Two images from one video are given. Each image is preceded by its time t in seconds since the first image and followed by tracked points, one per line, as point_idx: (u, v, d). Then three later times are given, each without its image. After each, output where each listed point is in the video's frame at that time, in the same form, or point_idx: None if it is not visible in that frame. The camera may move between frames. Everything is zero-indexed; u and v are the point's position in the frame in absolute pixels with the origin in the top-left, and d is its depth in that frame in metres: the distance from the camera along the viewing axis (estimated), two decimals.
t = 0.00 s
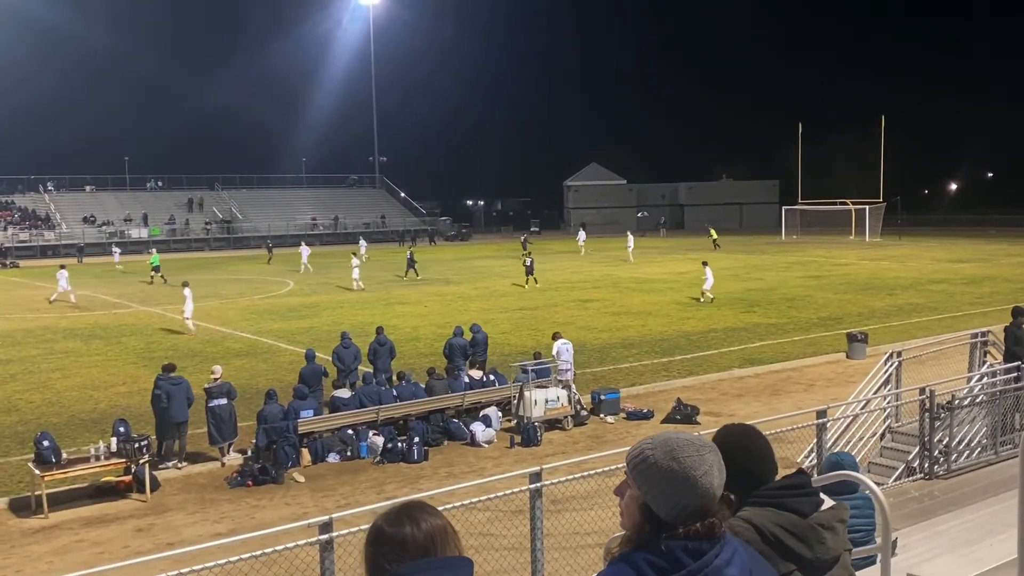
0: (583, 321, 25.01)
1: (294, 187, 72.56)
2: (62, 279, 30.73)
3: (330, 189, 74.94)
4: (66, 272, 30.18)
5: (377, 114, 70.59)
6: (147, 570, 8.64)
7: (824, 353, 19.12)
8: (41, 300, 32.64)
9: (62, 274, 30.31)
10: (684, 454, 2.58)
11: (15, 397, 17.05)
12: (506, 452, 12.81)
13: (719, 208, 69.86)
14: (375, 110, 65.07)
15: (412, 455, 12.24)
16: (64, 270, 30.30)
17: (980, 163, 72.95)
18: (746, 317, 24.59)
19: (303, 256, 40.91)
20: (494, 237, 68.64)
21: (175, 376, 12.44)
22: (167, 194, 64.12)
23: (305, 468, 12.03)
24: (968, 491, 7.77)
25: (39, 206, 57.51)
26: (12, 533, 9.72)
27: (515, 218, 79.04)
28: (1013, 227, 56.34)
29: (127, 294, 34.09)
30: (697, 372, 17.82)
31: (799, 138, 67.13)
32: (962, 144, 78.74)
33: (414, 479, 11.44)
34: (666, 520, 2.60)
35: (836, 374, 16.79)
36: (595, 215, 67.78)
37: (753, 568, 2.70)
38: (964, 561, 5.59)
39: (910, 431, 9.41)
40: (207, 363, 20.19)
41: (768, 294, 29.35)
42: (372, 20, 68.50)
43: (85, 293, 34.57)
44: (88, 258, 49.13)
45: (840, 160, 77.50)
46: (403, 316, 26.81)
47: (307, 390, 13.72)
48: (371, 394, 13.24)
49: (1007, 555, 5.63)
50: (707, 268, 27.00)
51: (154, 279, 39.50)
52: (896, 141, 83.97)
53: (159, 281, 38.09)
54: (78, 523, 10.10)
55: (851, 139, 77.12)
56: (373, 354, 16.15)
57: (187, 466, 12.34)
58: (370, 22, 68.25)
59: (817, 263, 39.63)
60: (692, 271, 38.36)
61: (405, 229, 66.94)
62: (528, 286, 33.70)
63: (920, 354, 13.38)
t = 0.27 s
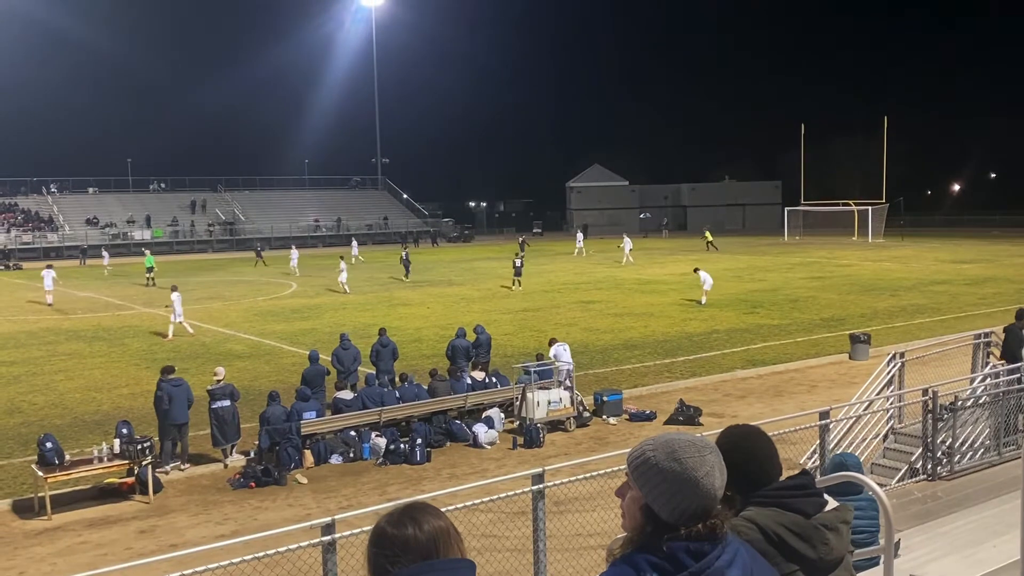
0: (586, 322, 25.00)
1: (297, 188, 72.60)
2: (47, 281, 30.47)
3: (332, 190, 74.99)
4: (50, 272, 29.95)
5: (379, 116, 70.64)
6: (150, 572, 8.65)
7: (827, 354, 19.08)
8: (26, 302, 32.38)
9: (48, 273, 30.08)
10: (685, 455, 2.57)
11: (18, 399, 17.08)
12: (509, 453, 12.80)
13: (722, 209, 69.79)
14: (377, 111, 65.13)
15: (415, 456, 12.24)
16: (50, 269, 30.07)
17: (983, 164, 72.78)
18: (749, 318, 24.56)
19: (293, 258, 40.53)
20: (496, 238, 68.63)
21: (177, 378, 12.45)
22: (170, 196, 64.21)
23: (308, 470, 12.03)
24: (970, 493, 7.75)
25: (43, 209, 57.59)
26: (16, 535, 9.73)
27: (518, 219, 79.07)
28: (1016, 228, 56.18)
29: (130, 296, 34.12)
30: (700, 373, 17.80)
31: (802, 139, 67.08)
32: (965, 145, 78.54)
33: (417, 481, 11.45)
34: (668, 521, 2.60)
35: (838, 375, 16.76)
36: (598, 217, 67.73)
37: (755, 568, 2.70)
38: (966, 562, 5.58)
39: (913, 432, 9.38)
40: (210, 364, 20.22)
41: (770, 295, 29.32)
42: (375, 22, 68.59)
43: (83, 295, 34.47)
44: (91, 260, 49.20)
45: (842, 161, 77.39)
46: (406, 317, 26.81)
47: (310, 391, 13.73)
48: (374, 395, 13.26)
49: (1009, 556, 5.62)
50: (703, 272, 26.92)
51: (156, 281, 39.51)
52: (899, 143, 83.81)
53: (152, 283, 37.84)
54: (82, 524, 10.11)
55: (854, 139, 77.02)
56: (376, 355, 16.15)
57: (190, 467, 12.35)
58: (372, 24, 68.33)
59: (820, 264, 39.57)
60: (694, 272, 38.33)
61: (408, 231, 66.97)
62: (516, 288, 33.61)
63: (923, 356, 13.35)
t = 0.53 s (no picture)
0: (589, 323, 24.99)
1: (301, 190, 72.75)
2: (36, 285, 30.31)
3: (336, 192, 75.10)
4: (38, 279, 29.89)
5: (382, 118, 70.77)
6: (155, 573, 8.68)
7: (831, 355, 19.06)
8: (13, 305, 32.21)
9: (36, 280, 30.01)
10: (687, 457, 2.57)
11: (22, 400, 17.13)
12: (513, 454, 12.81)
13: (725, 210, 69.73)
14: (380, 113, 65.23)
15: (418, 458, 12.25)
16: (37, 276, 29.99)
17: (987, 164, 72.60)
18: (753, 319, 24.53)
19: (284, 260, 40.25)
20: (500, 239, 68.64)
21: (178, 380, 12.46)
22: (174, 198, 64.35)
23: (312, 471, 12.05)
24: (975, 494, 7.73)
25: (47, 211, 57.74)
26: (21, 536, 9.76)
27: (522, 221, 79.14)
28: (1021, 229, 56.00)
29: (134, 297, 34.20)
30: (703, 374, 17.79)
31: (805, 140, 67.05)
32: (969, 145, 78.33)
33: (421, 482, 11.46)
34: (674, 522, 2.60)
35: (842, 376, 16.73)
36: (601, 218, 67.71)
37: (758, 569, 2.70)
38: (970, 563, 5.57)
39: (917, 433, 9.36)
40: (214, 366, 20.26)
41: (774, 296, 29.28)
42: (378, 24, 68.67)
43: (84, 297, 34.49)
44: (95, 262, 49.33)
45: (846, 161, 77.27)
46: (409, 319, 26.84)
47: (314, 393, 13.75)
48: (378, 397, 13.27)
49: (1014, 557, 5.61)
50: (702, 279, 26.65)
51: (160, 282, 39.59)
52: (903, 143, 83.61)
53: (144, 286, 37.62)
54: (86, 526, 10.13)
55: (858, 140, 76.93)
56: (379, 356, 16.16)
57: (194, 469, 12.37)
58: (376, 26, 68.42)
59: (823, 265, 39.54)
60: (698, 273, 38.30)
61: (411, 232, 66.99)
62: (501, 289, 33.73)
63: (927, 357, 13.32)
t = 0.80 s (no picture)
0: (594, 324, 25.00)
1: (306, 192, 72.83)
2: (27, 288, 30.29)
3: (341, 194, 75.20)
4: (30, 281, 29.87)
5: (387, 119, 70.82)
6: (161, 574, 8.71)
7: (836, 356, 19.04)
8: (6, 308, 32.11)
9: (27, 283, 29.99)
10: (692, 459, 2.57)
11: (28, 402, 17.20)
12: (518, 455, 12.82)
13: (730, 211, 69.67)
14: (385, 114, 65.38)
15: (423, 459, 12.26)
16: (29, 278, 29.96)
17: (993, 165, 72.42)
18: (758, 320, 24.51)
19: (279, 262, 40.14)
20: (504, 241, 68.70)
21: (182, 381, 12.46)
22: (179, 200, 64.52)
23: (317, 473, 12.08)
24: (981, 495, 7.71)
25: (52, 213, 57.92)
26: (26, 538, 9.79)
27: (526, 222, 79.19)
28: None
29: (139, 299, 34.30)
30: (708, 375, 17.78)
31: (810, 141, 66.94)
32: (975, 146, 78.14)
33: (426, 484, 11.47)
34: (679, 524, 2.61)
35: (848, 377, 16.72)
36: (606, 219, 67.71)
37: (764, 571, 2.70)
38: (977, 565, 5.55)
39: (923, 434, 9.34)
40: (219, 368, 20.32)
41: (779, 297, 29.26)
42: (382, 25, 68.87)
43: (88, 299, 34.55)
44: (100, 264, 49.46)
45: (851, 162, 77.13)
46: (414, 320, 26.85)
47: (319, 394, 13.77)
48: (382, 398, 13.28)
49: (1020, 559, 5.59)
50: (707, 283, 26.65)
51: (166, 284, 39.70)
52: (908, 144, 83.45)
53: (139, 288, 37.49)
54: (91, 527, 10.17)
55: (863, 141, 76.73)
56: (384, 358, 16.17)
57: (199, 470, 12.39)
58: (380, 28, 68.62)
59: (828, 266, 39.44)
60: (702, 274, 38.30)
61: (416, 233, 67.06)
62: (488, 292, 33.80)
63: (932, 358, 13.30)
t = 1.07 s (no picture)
0: (600, 326, 25.00)
1: (312, 193, 73.01)
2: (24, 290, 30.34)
3: (347, 195, 75.35)
4: (27, 284, 29.90)
5: (393, 121, 70.95)
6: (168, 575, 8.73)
7: (843, 357, 18.99)
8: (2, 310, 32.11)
9: (25, 285, 30.02)
10: (699, 459, 2.59)
11: (36, 404, 17.28)
12: (524, 457, 12.83)
13: (736, 211, 69.56)
14: (390, 116, 65.56)
15: (429, 461, 12.28)
16: (26, 281, 29.96)
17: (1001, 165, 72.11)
18: (764, 321, 24.46)
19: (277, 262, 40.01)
20: (510, 242, 68.74)
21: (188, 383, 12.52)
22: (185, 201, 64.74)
23: (323, 474, 12.11)
24: (988, 496, 7.68)
25: (59, 215, 58.16)
26: (34, 539, 9.84)
27: (532, 223, 79.23)
28: None
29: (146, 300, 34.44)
30: (715, 376, 17.76)
31: (816, 141, 66.83)
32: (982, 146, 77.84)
33: (432, 485, 11.48)
34: (686, 525, 2.62)
35: (855, 378, 16.67)
36: (611, 220, 67.67)
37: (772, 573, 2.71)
38: (984, 567, 5.54)
39: (930, 435, 9.31)
40: (226, 369, 20.38)
41: (785, 298, 29.21)
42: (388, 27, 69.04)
43: (94, 300, 34.69)
44: (107, 266, 49.66)
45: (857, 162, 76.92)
46: (420, 322, 26.89)
47: (325, 396, 13.81)
48: (388, 400, 13.31)
49: None
50: (710, 282, 26.69)
51: (173, 286, 39.87)
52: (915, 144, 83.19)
53: (135, 292, 37.42)
54: (99, 529, 10.21)
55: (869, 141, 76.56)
56: (390, 359, 16.20)
57: (206, 472, 12.44)
58: (386, 30, 68.80)
59: (835, 267, 39.36)
60: (708, 275, 38.25)
61: (422, 235, 67.13)
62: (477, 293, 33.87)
63: (940, 358, 13.25)
